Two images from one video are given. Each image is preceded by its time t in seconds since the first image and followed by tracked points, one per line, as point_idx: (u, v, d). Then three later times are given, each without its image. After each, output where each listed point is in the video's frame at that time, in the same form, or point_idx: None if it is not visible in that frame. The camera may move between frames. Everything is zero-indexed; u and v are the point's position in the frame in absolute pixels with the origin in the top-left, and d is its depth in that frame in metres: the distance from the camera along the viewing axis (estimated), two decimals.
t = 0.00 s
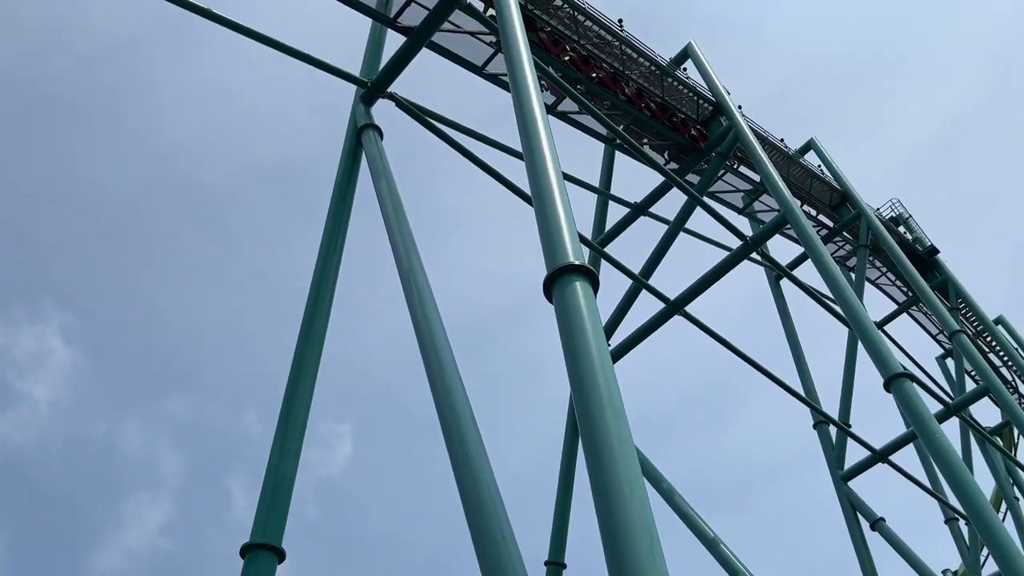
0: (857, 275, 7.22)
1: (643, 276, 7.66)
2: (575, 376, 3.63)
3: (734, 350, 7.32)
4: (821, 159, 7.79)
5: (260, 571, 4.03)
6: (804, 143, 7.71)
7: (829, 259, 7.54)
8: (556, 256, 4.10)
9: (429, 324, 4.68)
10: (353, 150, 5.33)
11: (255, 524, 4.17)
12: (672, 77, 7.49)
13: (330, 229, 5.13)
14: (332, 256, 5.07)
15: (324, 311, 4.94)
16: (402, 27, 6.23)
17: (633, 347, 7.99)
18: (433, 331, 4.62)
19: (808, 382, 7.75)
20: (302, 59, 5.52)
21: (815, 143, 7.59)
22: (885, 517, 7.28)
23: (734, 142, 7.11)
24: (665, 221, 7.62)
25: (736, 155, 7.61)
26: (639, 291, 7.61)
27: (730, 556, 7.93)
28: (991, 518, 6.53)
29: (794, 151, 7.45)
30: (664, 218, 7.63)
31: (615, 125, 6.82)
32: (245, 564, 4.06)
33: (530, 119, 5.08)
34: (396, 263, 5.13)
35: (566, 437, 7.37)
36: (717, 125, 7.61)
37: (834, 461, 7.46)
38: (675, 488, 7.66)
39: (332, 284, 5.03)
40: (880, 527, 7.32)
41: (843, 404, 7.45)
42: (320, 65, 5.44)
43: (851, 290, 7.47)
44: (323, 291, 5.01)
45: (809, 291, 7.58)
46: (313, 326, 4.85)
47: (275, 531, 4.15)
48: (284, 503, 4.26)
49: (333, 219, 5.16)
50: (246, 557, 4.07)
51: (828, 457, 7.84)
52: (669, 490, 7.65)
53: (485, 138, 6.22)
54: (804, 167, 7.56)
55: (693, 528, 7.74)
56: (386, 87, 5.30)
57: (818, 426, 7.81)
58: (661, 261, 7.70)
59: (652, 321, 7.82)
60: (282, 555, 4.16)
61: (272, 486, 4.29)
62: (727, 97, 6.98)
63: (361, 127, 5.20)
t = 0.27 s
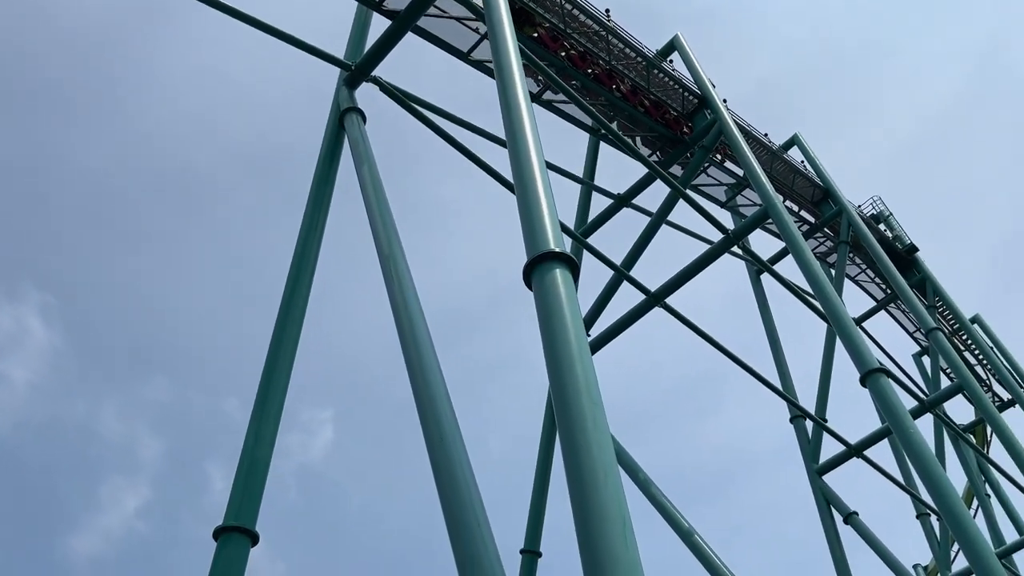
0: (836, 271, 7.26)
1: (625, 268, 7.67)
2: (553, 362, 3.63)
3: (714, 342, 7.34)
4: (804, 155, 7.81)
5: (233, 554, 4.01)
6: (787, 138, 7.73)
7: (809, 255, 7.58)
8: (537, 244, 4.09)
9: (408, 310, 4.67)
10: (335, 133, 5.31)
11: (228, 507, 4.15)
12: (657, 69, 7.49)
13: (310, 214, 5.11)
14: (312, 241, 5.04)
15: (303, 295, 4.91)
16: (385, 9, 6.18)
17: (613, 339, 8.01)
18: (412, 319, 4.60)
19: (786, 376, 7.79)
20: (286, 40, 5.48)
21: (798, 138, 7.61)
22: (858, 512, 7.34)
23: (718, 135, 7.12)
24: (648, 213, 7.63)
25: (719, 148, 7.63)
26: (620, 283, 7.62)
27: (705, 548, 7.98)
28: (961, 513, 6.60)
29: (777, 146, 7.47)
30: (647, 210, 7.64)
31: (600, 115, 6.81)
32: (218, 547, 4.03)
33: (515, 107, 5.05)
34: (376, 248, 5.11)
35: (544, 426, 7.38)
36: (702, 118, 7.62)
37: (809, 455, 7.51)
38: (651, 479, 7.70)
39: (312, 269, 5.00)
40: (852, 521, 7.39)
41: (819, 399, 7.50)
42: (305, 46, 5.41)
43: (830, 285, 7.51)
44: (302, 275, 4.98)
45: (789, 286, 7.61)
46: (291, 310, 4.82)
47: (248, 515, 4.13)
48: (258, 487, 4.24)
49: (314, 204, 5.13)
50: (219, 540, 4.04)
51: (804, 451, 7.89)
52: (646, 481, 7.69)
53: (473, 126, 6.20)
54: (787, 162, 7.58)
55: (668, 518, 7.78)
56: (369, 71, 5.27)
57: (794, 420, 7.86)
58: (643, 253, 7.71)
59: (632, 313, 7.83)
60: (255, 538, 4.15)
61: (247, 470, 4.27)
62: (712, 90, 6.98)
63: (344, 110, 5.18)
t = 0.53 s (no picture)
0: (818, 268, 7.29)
1: (608, 261, 7.69)
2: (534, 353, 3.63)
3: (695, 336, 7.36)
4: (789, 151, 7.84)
5: (210, 541, 3.99)
6: (772, 134, 7.75)
7: (792, 251, 7.61)
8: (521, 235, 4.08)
9: (390, 299, 4.66)
10: (319, 120, 5.28)
11: (206, 494, 4.14)
12: (644, 62, 7.49)
13: (293, 201, 5.08)
14: (294, 229, 5.02)
15: (284, 283, 4.89)
16: None
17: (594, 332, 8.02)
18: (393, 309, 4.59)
19: (766, 371, 7.83)
20: (272, 24, 5.43)
21: (783, 135, 7.64)
22: (835, 506, 7.40)
23: (704, 130, 7.12)
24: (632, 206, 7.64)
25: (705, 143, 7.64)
26: (603, 276, 7.63)
27: (682, 540, 8.03)
28: (936, 509, 6.67)
29: (762, 142, 7.49)
30: (631, 203, 7.64)
31: (587, 107, 6.80)
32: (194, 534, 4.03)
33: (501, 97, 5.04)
34: (358, 235, 5.09)
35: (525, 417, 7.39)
36: (688, 112, 7.62)
37: (788, 450, 7.56)
38: (631, 472, 7.73)
39: (293, 257, 4.98)
40: (829, 515, 7.45)
41: (799, 394, 7.54)
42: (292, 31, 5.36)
43: (812, 281, 7.54)
44: (283, 263, 4.96)
45: (771, 281, 7.64)
46: (272, 298, 4.81)
47: (226, 502, 4.12)
48: (236, 475, 4.23)
49: (296, 191, 5.11)
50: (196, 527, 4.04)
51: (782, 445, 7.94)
52: (625, 473, 7.72)
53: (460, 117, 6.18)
54: (772, 158, 7.61)
55: (647, 510, 7.82)
56: (355, 58, 5.24)
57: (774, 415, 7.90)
58: (627, 246, 7.72)
59: (615, 305, 7.85)
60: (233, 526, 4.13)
61: (225, 458, 4.25)
62: (698, 84, 6.99)
63: (328, 97, 5.15)
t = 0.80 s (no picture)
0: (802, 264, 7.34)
1: (594, 254, 7.71)
2: (519, 345, 3.66)
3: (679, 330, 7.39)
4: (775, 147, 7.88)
5: (193, 528, 4.00)
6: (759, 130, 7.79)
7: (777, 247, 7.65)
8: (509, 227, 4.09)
9: (375, 287, 4.68)
10: (307, 108, 5.27)
11: (189, 481, 4.15)
12: (633, 56, 7.51)
13: (279, 190, 5.07)
14: (279, 218, 5.01)
15: (268, 272, 4.90)
16: None
17: (579, 325, 8.05)
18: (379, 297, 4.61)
19: (749, 366, 7.88)
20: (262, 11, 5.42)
21: (770, 131, 7.67)
22: (814, 501, 7.47)
23: (692, 125, 7.14)
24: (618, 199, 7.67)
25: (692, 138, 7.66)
26: (589, 269, 7.66)
27: (663, 533, 8.08)
28: (914, 504, 6.75)
29: (749, 138, 7.52)
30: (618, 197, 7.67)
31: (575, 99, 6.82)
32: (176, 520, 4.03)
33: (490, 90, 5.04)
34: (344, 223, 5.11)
35: (509, 409, 7.41)
36: (676, 107, 7.65)
37: (769, 444, 7.62)
38: (613, 464, 7.77)
39: (279, 245, 4.98)
40: (809, 510, 7.51)
41: (781, 389, 7.60)
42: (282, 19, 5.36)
43: (796, 277, 7.59)
44: (268, 251, 4.96)
45: (755, 277, 7.68)
46: (257, 286, 4.81)
47: (208, 490, 4.13)
48: (219, 462, 4.24)
49: (282, 180, 5.10)
50: (178, 514, 4.04)
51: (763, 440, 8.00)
52: (608, 465, 7.76)
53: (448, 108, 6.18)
54: (758, 154, 7.65)
55: (629, 503, 7.86)
56: (343, 47, 5.24)
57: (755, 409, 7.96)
58: (612, 239, 7.74)
59: (599, 299, 7.88)
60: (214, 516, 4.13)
61: (207, 445, 4.26)
62: (686, 79, 7.01)
63: (316, 85, 5.14)
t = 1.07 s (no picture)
0: (788, 260, 7.42)
1: (581, 248, 7.79)
2: (506, 336, 3.64)
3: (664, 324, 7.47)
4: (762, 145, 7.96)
5: (176, 517, 3.78)
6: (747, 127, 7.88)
7: (762, 243, 7.73)
8: (496, 217, 4.14)
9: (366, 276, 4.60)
10: (294, 97, 5.36)
11: (170, 472, 3.91)
12: (623, 51, 7.60)
13: (266, 176, 5.12)
14: (266, 206, 4.99)
15: (257, 257, 4.80)
16: None
17: (566, 318, 8.12)
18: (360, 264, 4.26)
19: (733, 360, 7.95)
20: None
21: (757, 128, 7.76)
22: (796, 495, 7.54)
23: (679, 120, 7.23)
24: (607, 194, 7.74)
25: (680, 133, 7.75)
26: (576, 263, 7.73)
27: (646, 526, 8.16)
28: (894, 498, 6.75)
29: (736, 134, 7.61)
30: (606, 191, 7.74)
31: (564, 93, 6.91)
32: (158, 512, 3.80)
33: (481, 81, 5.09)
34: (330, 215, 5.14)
35: (494, 401, 7.48)
36: (665, 102, 7.74)
37: (752, 439, 7.69)
38: (597, 457, 7.84)
39: (266, 235, 4.90)
40: (790, 504, 7.58)
41: (764, 384, 7.67)
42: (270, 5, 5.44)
43: (781, 274, 7.68)
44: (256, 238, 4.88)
45: (741, 273, 7.76)
46: (244, 274, 4.67)
47: (194, 479, 3.90)
48: (204, 449, 4.01)
49: (270, 167, 5.15)
50: (161, 504, 3.81)
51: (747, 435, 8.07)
52: (592, 458, 7.83)
53: (435, 100, 6.26)
54: (745, 151, 7.74)
55: (612, 496, 7.94)
56: (331, 36, 5.32)
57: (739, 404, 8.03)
58: (600, 234, 7.81)
59: (586, 293, 7.96)
60: (200, 505, 3.92)
61: (192, 434, 4.02)
62: (675, 74, 7.09)
63: (304, 74, 5.23)
